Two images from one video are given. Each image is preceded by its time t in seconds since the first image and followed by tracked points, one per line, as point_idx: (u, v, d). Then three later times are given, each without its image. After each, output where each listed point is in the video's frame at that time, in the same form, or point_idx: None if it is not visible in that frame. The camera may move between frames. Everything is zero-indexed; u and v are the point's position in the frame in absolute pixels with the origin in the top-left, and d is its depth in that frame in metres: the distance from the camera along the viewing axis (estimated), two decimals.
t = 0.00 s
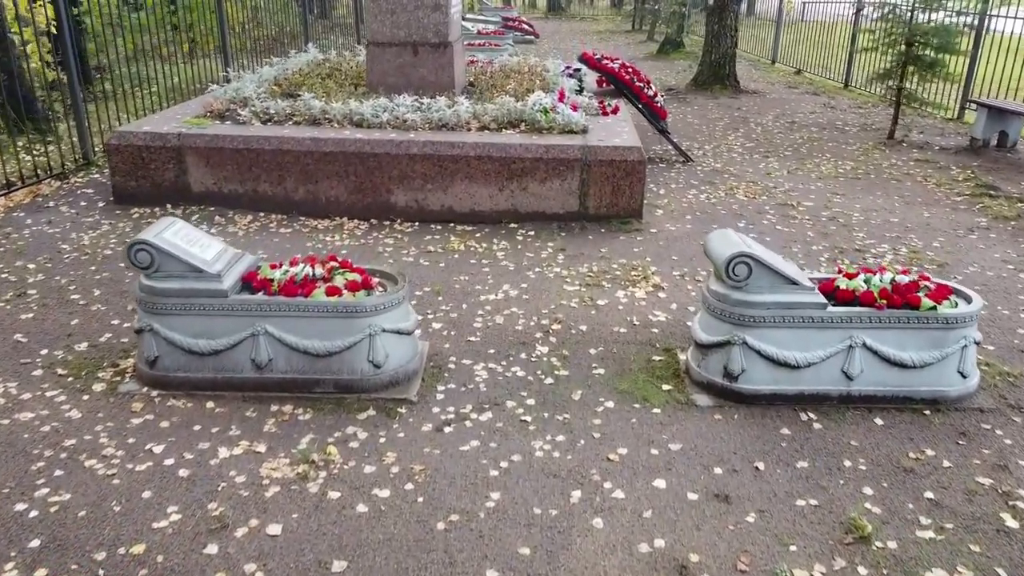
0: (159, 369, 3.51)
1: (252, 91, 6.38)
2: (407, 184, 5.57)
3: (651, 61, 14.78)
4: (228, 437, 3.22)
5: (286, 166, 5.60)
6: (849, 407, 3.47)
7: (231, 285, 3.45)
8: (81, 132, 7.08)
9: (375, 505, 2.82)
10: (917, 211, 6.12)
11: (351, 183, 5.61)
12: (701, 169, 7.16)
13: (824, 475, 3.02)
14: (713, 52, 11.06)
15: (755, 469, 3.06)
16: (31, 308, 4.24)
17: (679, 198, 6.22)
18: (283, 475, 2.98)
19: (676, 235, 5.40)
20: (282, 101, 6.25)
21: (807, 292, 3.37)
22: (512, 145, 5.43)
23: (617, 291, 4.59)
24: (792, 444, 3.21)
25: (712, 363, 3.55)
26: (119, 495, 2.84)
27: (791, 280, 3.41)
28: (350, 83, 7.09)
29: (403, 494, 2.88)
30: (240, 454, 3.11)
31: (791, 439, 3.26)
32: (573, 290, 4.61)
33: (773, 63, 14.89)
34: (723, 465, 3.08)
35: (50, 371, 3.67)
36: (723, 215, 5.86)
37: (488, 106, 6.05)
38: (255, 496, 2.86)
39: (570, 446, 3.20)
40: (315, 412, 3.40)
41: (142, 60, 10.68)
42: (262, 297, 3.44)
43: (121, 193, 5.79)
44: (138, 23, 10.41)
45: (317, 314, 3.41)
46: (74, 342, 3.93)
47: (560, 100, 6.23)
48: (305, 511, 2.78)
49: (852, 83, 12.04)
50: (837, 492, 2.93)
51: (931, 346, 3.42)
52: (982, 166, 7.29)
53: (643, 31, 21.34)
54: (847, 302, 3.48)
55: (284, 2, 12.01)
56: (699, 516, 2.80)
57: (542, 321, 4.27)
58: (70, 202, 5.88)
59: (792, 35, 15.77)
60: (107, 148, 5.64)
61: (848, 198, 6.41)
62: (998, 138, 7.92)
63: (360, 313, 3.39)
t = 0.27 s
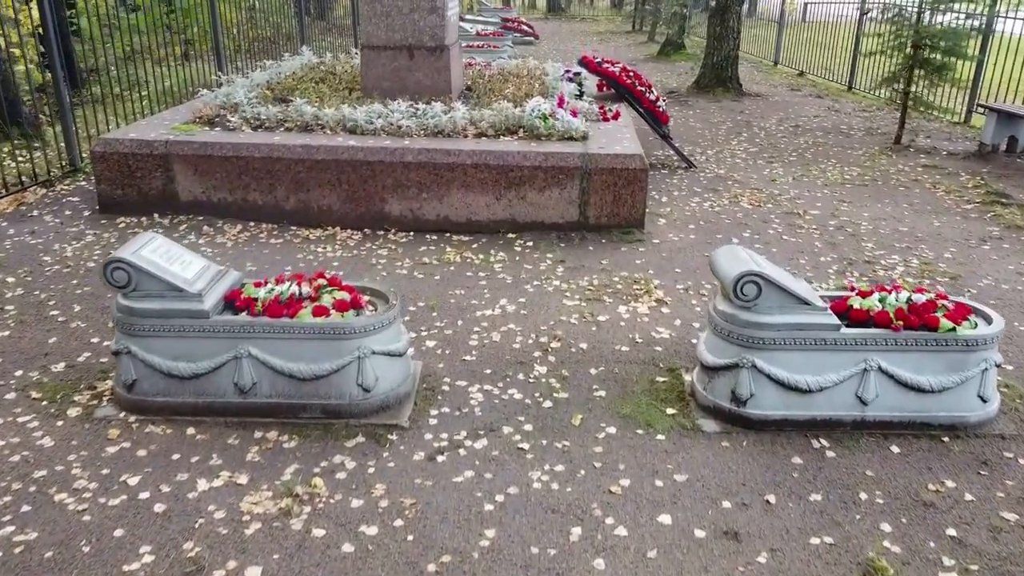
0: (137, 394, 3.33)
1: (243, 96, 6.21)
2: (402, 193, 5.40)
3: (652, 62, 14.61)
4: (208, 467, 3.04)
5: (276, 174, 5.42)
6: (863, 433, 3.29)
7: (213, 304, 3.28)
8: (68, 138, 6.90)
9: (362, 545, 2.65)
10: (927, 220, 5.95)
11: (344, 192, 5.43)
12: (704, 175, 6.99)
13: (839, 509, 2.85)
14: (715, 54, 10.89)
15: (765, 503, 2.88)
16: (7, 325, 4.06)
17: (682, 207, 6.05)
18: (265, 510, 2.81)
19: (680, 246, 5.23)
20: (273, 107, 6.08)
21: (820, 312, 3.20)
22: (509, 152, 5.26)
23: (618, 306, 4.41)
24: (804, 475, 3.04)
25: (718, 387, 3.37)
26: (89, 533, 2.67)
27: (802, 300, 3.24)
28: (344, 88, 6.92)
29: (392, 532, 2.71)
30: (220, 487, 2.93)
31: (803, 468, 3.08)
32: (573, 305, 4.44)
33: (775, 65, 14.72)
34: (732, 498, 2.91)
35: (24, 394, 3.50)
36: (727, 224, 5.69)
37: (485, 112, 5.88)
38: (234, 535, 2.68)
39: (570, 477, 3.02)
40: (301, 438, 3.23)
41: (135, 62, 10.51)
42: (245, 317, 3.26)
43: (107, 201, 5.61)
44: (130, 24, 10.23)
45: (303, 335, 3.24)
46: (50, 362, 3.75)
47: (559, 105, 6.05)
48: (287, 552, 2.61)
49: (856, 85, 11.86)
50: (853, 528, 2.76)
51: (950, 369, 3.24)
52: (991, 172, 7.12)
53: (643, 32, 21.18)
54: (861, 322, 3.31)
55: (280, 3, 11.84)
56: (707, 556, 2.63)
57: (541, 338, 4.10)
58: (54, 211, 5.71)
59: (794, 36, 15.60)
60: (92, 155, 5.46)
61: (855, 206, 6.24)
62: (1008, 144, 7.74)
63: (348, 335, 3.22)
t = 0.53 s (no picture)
0: (113, 420, 3.15)
1: (233, 101, 6.03)
2: (396, 202, 5.22)
3: (653, 64, 14.42)
4: (185, 502, 2.86)
5: (267, 182, 5.25)
6: (881, 463, 3.11)
7: (193, 327, 3.10)
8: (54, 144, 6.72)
9: None
10: (939, 229, 5.77)
11: (336, 201, 5.25)
12: (708, 182, 6.81)
13: (859, 550, 2.66)
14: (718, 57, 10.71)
15: (779, 541, 2.70)
16: None
17: (686, 215, 5.87)
18: (245, 550, 2.63)
19: (684, 258, 5.05)
20: (264, 113, 5.90)
21: (835, 334, 3.02)
22: (508, 161, 5.08)
23: (621, 322, 4.23)
24: (820, 510, 2.86)
25: (728, 413, 3.19)
26: None
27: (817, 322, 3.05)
28: (338, 92, 6.74)
29: None
30: (197, 524, 2.75)
31: (818, 502, 2.90)
32: (574, 321, 4.26)
33: (778, 67, 14.55)
34: (744, 537, 2.73)
35: None
36: (733, 234, 5.51)
37: (483, 118, 5.71)
38: None
39: (570, 512, 2.84)
40: (286, 469, 3.05)
41: (127, 65, 10.33)
42: (227, 340, 3.08)
43: (92, 211, 5.43)
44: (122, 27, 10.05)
45: (289, 360, 3.06)
46: (24, 385, 3.57)
47: (559, 111, 5.88)
48: None
49: (860, 88, 11.68)
50: (874, 571, 2.58)
51: (974, 395, 3.06)
52: (1003, 179, 6.94)
53: (644, 32, 21.00)
54: (879, 345, 3.14)
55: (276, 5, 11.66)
56: None
57: (540, 357, 3.91)
58: (37, 221, 5.52)
59: (797, 37, 15.43)
60: (76, 163, 5.28)
61: (864, 214, 6.06)
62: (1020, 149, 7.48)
63: (337, 359, 3.04)
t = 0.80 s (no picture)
0: (88, 449, 2.98)
1: (224, 107, 5.85)
2: (391, 212, 5.05)
3: (655, 66, 14.24)
4: (161, 539, 2.68)
5: (257, 191, 5.07)
6: (901, 494, 2.94)
7: (172, 350, 2.92)
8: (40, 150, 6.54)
9: None
10: (951, 238, 5.59)
11: (329, 211, 5.08)
12: (712, 189, 6.64)
13: None
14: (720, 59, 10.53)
15: None
16: None
17: (690, 224, 5.70)
18: None
19: (689, 269, 4.88)
20: (255, 118, 5.72)
21: (853, 359, 2.85)
22: (506, 169, 4.91)
23: (624, 338, 4.06)
24: (838, 547, 2.68)
25: (738, 441, 3.02)
26: None
27: (833, 345, 2.88)
28: (333, 97, 6.56)
29: None
30: (173, 564, 2.58)
31: (836, 539, 2.73)
32: (575, 337, 4.08)
33: (781, 68, 14.38)
34: None
35: None
36: (739, 244, 5.33)
37: (481, 124, 5.54)
38: None
39: (571, 550, 2.66)
40: (270, 501, 2.87)
41: (119, 68, 10.15)
42: (208, 365, 2.91)
43: (76, 221, 5.25)
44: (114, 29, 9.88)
45: (273, 385, 2.88)
46: None
47: (560, 116, 5.70)
48: None
49: (865, 90, 11.51)
50: None
51: (1000, 423, 2.89)
52: (1014, 185, 6.77)
53: (645, 33, 20.83)
54: (898, 370, 2.97)
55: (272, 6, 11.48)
56: None
57: (540, 377, 3.74)
58: (20, 230, 5.35)
59: (799, 38, 15.24)
60: (59, 171, 5.10)
61: (873, 223, 5.89)
62: None
63: (324, 385, 2.87)
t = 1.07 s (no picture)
0: (63, 477, 2.82)
1: (215, 112, 5.70)
2: (386, 221, 4.89)
3: (656, 67, 14.09)
4: None
5: (248, 200, 4.92)
6: (921, 526, 2.78)
7: (152, 374, 2.77)
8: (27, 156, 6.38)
9: None
10: (963, 246, 5.44)
11: (322, 219, 4.92)
12: (716, 195, 6.49)
13: None
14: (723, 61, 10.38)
15: None
16: None
17: (694, 232, 5.54)
18: None
19: (694, 280, 4.72)
20: (247, 124, 5.57)
21: (870, 383, 2.70)
22: (505, 177, 4.76)
23: (628, 355, 3.90)
24: None
25: (749, 469, 2.86)
26: None
27: (849, 369, 2.73)
28: (328, 101, 6.41)
29: None
30: None
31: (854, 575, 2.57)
32: (577, 353, 3.93)
33: (783, 70, 14.23)
34: None
35: None
36: (745, 253, 5.17)
37: (479, 130, 5.39)
38: None
39: None
40: (255, 534, 2.72)
41: (113, 70, 10.00)
42: (189, 390, 2.76)
43: (62, 230, 5.10)
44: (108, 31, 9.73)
45: (258, 411, 2.73)
46: None
47: (560, 121, 5.55)
48: None
49: (869, 92, 11.36)
50: None
51: None
52: None
53: (645, 34, 20.70)
54: (919, 395, 2.81)
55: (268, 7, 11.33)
56: None
57: (540, 396, 3.58)
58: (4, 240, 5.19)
59: (802, 39, 15.09)
60: (44, 179, 4.95)
61: (882, 231, 5.74)
62: None
63: (311, 411, 2.71)
